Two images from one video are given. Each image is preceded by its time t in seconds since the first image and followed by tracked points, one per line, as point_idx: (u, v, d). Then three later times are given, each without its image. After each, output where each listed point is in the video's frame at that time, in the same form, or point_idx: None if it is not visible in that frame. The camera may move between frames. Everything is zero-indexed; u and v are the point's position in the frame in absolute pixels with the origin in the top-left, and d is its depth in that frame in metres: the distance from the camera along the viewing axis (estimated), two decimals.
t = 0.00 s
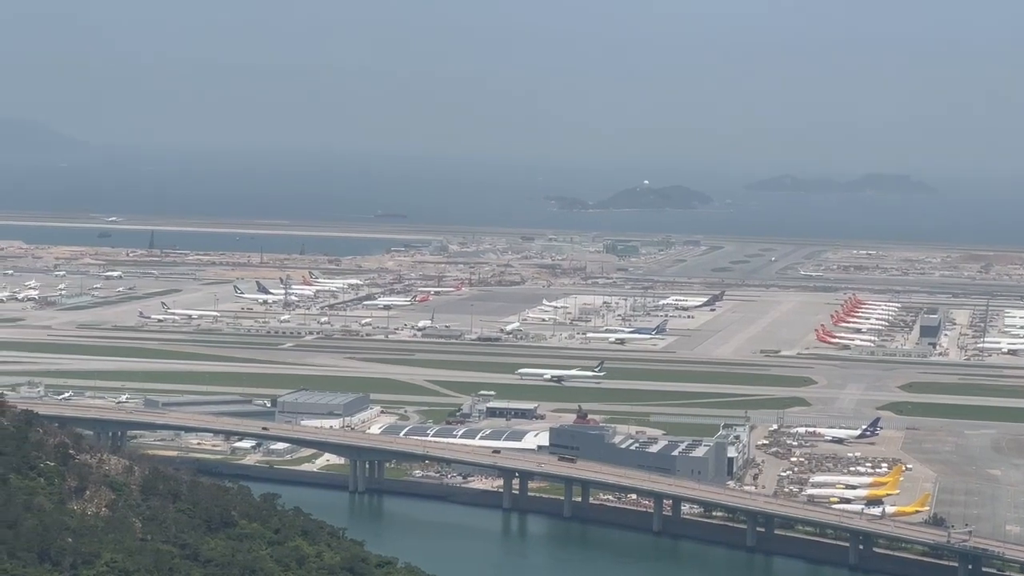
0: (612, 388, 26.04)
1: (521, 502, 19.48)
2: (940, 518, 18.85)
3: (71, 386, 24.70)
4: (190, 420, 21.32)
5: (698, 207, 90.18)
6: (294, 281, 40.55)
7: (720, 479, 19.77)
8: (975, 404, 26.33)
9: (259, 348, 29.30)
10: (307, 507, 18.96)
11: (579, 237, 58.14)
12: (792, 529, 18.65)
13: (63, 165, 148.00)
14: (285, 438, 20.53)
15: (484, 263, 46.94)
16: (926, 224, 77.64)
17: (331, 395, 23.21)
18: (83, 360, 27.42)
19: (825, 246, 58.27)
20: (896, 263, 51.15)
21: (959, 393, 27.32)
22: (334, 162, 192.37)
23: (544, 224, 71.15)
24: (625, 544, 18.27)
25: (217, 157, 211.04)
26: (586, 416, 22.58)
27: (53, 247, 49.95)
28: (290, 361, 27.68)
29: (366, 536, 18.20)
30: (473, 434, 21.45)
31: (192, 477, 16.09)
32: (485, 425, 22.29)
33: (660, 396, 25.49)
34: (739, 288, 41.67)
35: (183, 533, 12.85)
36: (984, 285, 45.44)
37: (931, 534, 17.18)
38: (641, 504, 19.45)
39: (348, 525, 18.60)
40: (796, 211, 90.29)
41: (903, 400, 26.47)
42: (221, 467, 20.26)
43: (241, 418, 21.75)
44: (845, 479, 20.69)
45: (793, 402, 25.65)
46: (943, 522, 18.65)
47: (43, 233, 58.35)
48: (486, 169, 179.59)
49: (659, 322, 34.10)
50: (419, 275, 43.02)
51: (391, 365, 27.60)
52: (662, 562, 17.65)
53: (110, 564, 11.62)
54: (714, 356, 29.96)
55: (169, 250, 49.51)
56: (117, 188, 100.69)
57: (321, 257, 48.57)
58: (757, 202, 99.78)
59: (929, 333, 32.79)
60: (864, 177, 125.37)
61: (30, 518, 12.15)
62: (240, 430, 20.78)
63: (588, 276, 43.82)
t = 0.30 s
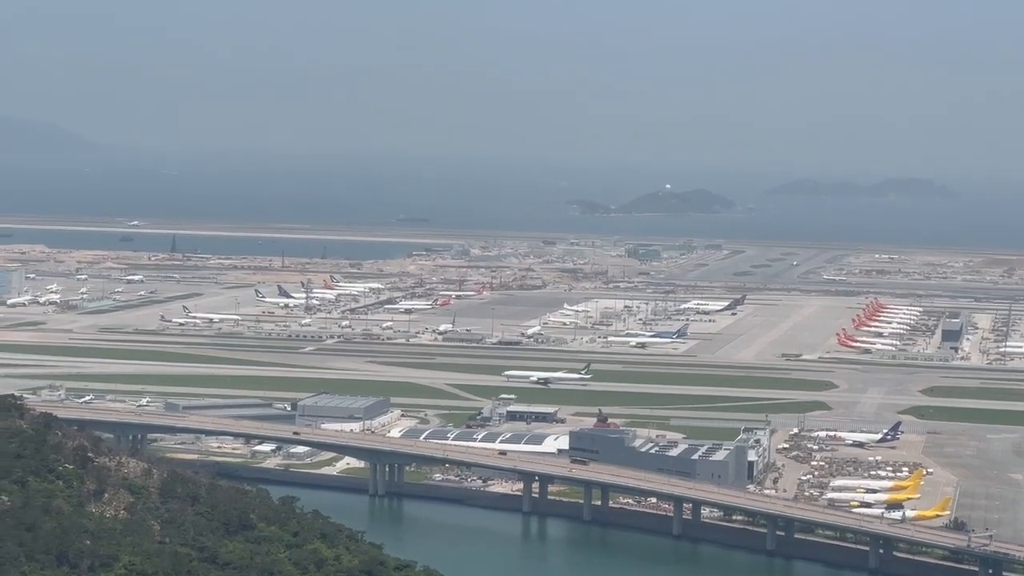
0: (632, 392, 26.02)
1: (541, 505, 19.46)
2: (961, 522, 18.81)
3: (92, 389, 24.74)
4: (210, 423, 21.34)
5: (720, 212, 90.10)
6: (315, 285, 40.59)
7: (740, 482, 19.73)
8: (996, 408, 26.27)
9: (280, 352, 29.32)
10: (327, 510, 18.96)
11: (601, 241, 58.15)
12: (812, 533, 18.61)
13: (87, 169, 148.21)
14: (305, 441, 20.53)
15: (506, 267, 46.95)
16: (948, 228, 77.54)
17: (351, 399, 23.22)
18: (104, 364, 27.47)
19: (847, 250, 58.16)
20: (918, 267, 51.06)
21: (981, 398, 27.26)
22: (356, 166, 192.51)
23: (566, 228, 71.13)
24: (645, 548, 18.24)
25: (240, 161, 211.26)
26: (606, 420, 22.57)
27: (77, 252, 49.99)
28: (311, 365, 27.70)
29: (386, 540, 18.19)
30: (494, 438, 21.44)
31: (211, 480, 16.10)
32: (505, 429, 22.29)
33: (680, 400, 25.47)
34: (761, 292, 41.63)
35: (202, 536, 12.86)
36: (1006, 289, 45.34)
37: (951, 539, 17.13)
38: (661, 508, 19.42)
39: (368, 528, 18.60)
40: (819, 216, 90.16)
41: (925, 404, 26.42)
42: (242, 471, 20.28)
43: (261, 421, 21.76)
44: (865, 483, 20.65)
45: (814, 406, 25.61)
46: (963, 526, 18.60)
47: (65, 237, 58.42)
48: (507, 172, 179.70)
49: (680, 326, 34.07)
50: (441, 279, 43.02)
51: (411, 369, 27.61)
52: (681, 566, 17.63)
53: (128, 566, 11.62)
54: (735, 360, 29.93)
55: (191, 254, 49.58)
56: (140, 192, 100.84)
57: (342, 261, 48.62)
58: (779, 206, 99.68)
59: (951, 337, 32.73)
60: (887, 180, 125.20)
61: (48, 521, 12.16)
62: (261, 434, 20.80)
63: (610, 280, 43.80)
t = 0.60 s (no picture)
0: (654, 397, 26.00)
1: (562, 510, 19.44)
2: (983, 528, 18.75)
3: (114, 394, 24.77)
4: (232, 428, 21.36)
5: (744, 217, 90.04)
6: (338, 290, 40.62)
7: (761, 488, 19.70)
8: (1019, 414, 26.21)
9: (302, 357, 29.35)
10: (347, 516, 18.96)
11: (624, 246, 58.10)
12: (833, 538, 18.58)
13: (111, 174, 148.46)
14: (325, 446, 20.54)
15: (529, 273, 46.94)
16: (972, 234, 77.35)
17: (373, 404, 23.22)
18: (126, 368, 27.51)
19: (870, 256, 58.07)
20: (942, 273, 50.95)
21: (1003, 403, 27.20)
22: (378, 171, 192.77)
23: (588, 234, 71.12)
24: (666, 553, 18.21)
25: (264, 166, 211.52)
26: (628, 425, 22.55)
27: (100, 257, 50.09)
28: (333, 370, 27.72)
29: (406, 544, 18.18)
30: (515, 442, 21.44)
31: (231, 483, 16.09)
32: (526, 434, 22.28)
33: (702, 405, 25.45)
34: (784, 298, 41.57)
35: (221, 540, 12.85)
36: None
37: (974, 545, 17.08)
38: (681, 513, 19.39)
39: (388, 533, 18.60)
40: (842, 221, 90.00)
41: (947, 410, 26.37)
42: (263, 476, 20.30)
43: (283, 427, 21.78)
44: (887, 489, 20.61)
45: (836, 411, 25.57)
46: (986, 532, 18.54)
47: (88, 243, 58.52)
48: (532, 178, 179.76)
49: (702, 331, 34.05)
50: (463, 284, 43.05)
51: (433, 374, 27.62)
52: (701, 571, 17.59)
53: (147, 570, 11.62)
54: (757, 366, 29.89)
55: (214, 259, 49.66)
56: (163, 198, 100.90)
57: (364, 266, 48.65)
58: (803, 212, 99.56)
59: (974, 343, 32.68)
60: (911, 186, 125.03)
61: (68, 524, 12.16)
62: (282, 439, 20.82)
63: (632, 286, 43.77)
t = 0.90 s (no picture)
0: (677, 402, 25.96)
1: (584, 514, 19.43)
2: (1007, 534, 18.68)
3: (137, 398, 24.79)
4: (254, 432, 21.37)
5: (768, 221, 89.93)
6: (361, 295, 40.63)
7: (784, 492, 19.66)
8: None
9: (325, 361, 29.38)
10: (368, 521, 18.95)
11: (647, 251, 58.07)
12: (856, 542, 18.53)
13: (135, 179, 148.69)
14: (347, 450, 20.54)
15: (552, 278, 46.90)
16: (998, 239, 77.19)
17: (395, 408, 23.22)
18: (149, 372, 27.55)
19: (895, 261, 57.96)
20: (967, 278, 50.82)
21: None
22: (401, 176, 192.91)
23: (612, 239, 71.10)
24: (688, 558, 18.18)
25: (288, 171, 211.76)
26: (651, 430, 22.51)
27: (124, 261, 50.18)
28: (356, 374, 27.73)
29: (427, 548, 18.17)
30: (537, 447, 21.42)
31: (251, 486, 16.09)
32: (549, 438, 22.26)
33: (725, 409, 25.40)
34: (807, 302, 41.51)
35: (242, 543, 12.85)
36: None
37: (997, 551, 17.02)
38: (703, 517, 19.37)
39: (409, 537, 18.59)
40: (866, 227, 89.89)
41: (972, 415, 26.31)
42: (285, 480, 20.30)
43: (305, 431, 21.78)
44: (910, 494, 20.56)
45: (860, 416, 25.52)
46: (1009, 537, 18.48)
47: (112, 248, 58.62)
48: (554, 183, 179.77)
49: (725, 336, 34.01)
50: (486, 289, 43.06)
51: (456, 379, 27.62)
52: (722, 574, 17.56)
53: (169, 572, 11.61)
54: (780, 370, 29.84)
55: (237, 264, 49.71)
56: (188, 203, 101.03)
57: (388, 270, 48.64)
58: (827, 217, 99.42)
59: (998, 348, 32.60)
60: (936, 191, 124.84)
61: (89, 527, 12.16)
62: (304, 443, 20.82)
63: (656, 290, 43.73)
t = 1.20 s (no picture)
0: (701, 405, 25.94)
1: (608, 516, 19.42)
2: None
3: (161, 399, 24.84)
4: (278, 434, 21.39)
5: (794, 225, 89.84)
6: (386, 297, 40.65)
7: (808, 495, 19.63)
8: None
9: (349, 363, 29.41)
10: (392, 523, 18.96)
11: (672, 253, 58.08)
12: (879, 544, 18.50)
13: (162, 181, 149.03)
14: (371, 452, 20.56)
15: (578, 280, 46.91)
16: None
17: (419, 411, 23.23)
18: (174, 374, 27.60)
19: (921, 264, 57.85)
20: (993, 281, 50.69)
21: None
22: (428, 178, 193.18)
23: (638, 241, 71.10)
24: (711, 560, 18.16)
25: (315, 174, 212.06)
26: (674, 432, 22.50)
27: (150, 263, 50.31)
28: (380, 376, 27.75)
29: (450, 550, 18.17)
30: (561, 450, 21.41)
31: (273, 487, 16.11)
32: (573, 441, 22.25)
33: (748, 412, 25.38)
34: (833, 305, 41.44)
35: (264, 545, 12.87)
36: None
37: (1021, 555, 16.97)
38: (727, 519, 19.35)
39: (432, 539, 18.60)
40: (892, 229, 89.79)
41: (996, 418, 26.24)
42: (309, 482, 20.32)
43: (329, 433, 21.79)
44: (935, 496, 20.51)
45: (885, 420, 25.47)
46: None
47: (138, 250, 58.73)
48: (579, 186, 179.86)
49: (750, 339, 33.98)
50: (512, 291, 43.07)
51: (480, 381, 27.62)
52: None
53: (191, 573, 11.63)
54: (804, 373, 29.81)
55: (263, 266, 49.80)
56: (215, 206, 101.19)
57: (413, 273, 48.68)
58: (854, 220, 99.28)
59: None
60: (962, 195, 124.58)
61: (112, 528, 12.19)
62: (328, 445, 20.84)
63: (681, 293, 43.70)
